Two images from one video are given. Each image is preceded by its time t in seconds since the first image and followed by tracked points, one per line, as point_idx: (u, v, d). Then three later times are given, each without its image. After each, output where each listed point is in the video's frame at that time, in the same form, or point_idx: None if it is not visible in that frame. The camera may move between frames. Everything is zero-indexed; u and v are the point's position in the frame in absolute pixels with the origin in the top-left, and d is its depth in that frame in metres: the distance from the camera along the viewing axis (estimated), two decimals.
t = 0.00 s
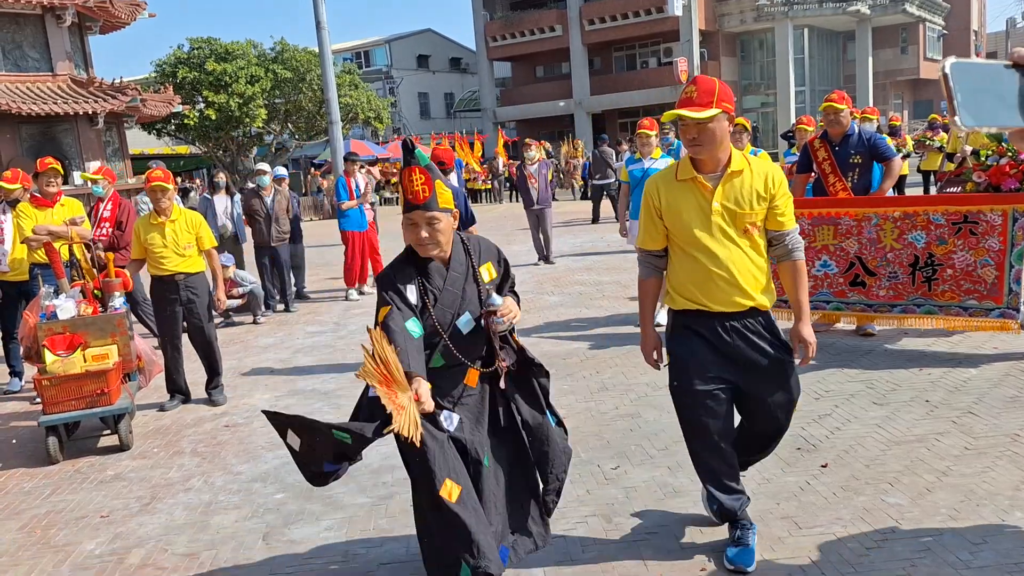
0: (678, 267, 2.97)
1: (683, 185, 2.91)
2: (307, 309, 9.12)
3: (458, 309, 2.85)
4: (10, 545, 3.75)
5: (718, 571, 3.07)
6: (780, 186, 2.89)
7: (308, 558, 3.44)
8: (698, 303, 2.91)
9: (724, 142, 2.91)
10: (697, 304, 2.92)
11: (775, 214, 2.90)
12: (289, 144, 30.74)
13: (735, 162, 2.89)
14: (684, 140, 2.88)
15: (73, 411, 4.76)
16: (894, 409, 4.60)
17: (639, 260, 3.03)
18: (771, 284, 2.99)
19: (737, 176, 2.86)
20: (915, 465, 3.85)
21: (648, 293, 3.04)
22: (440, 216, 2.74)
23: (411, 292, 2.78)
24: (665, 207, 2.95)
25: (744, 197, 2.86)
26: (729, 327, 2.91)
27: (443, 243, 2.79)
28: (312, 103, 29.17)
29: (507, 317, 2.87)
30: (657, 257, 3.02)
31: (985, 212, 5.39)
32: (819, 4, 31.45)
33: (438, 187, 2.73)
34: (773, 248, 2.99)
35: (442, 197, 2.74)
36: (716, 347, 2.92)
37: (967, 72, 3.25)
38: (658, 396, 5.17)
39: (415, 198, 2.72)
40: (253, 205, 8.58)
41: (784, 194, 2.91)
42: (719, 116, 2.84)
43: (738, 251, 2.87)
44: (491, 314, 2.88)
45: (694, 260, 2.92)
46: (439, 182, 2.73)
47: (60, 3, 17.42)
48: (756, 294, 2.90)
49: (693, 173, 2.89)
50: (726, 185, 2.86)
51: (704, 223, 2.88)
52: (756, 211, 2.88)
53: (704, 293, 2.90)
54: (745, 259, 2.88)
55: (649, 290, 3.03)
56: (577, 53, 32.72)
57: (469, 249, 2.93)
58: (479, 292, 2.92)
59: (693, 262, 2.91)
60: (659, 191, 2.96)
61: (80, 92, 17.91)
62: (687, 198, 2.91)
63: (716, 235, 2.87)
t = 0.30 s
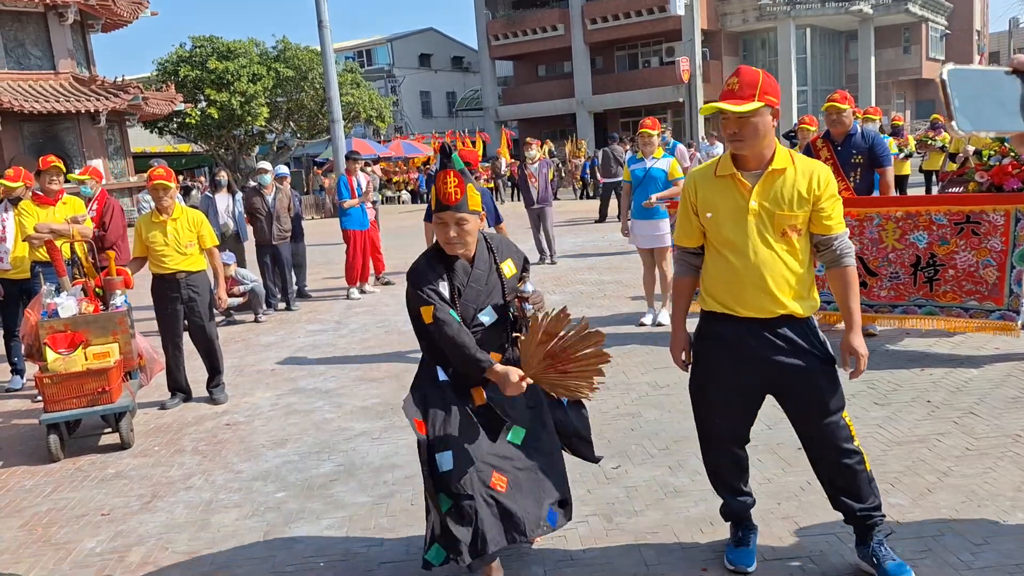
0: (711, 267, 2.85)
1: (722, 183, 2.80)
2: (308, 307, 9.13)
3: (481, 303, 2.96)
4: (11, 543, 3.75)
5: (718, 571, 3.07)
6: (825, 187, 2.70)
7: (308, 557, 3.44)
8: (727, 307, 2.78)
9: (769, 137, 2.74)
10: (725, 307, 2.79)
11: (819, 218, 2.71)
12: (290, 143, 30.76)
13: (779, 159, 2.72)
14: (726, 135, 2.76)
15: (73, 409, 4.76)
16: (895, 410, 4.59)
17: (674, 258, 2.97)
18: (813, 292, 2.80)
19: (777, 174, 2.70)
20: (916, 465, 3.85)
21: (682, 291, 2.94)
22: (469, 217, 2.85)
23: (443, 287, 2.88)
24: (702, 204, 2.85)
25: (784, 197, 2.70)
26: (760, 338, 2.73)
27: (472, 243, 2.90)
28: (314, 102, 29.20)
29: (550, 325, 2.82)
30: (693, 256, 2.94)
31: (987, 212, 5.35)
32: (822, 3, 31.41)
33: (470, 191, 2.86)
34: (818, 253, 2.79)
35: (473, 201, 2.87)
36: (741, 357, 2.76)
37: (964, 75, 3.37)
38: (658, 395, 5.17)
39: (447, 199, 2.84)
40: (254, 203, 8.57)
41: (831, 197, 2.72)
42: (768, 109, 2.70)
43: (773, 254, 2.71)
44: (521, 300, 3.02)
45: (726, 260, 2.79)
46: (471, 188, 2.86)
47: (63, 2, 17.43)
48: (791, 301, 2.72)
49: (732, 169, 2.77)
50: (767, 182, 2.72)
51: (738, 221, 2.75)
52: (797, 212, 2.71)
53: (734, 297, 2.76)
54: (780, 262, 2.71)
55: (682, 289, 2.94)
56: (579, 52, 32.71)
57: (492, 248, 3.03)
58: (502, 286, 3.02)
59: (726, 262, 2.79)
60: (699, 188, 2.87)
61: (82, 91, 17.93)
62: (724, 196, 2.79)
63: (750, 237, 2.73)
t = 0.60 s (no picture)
0: (773, 268, 2.82)
1: (788, 181, 2.73)
2: (309, 306, 9.13)
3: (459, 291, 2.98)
4: (12, 541, 3.75)
5: (718, 570, 3.06)
6: (900, 189, 2.57)
7: (308, 555, 3.44)
8: (788, 312, 2.73)
9: (841, 134, 2.65)
10: (785, 311, 2.75)
11: (891, 221, 2.60)
12: (292, 141, 30.77)
13: (850, 157, 2.62)
14: (794, 131, 2.70)
15: (74, 407, 4.76)
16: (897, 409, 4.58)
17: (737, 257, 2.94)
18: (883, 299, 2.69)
19: (846, 174, 2.60)
20: (917, 465, 3.84)
21: (742, 291, 2.95)
22: (430, 205, 2.86)
23: (413, 274, 2.96)
24: (766, 204, 2.79)
25: (853, 198, 2.60)
26: (828, 348, 2.66)
27: (438, 229, 2.92)
28: (315, 100, 29.21)
29: (438, 327, 2.72)
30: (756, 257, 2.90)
31: (990, 211, 5.33)
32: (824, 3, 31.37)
33: (427, 178, 2.84)
34: (891, 259, 2.67)
35: (431, 187, 2.85)
36: (803, 363, 2.70)
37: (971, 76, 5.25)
38: (660, 394, 5.17)
39: (407, 187, 2.86)
40: (255, 201, 8.54)
41: (907, 199, 2.59)
42: (837, 104, 2.62)
43: (838, 258, 2.63)
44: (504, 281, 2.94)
45: (789, 263, 2.73)
46: (427, 174, 2.84)
47: None
48: (858, 307, 2.64)
49: (799, 167, 2.70)
50: (836, 182, 2.63)
51: (803, 223, 2.69)
52: (868, 215, 2.61)
53: (794, 300, 2.71)
54: (847, 268, 2.63)
55: (743, 290, 2.94)
56: (581, 50, 32.67)
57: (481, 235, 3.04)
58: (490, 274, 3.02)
59: (789, 265, 2.73)
60: (764, 187, 2.82)
61: (84, 88, 17.90)
62: (789, 196, 2.72)
63: (814, 238, 2.66)
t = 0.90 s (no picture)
0: (814, 265, 2.63)
1: (833, 174, 2.53)
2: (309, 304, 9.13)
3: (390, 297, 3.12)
4: (13, 539, 3.75)
5: (719, 570, 3.06)
6: (953, 186, 2.37)
7: (309, 553, 3.44)
8: (827, 310, 2.55)
9: (892, 124, 2.45)
10: (826, 310, 2.56)
11: (941, 221, 2.39)
12: (293, 139, 30.78)
13: (901, 151, 2.41)
14: (840, 122, 2.51)
15: (76, 405, 4.75)
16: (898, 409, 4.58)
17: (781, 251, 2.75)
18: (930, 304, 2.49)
19: (895, 169, 2.41)
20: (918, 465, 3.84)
21: (785, 287, 2.75)
22: (364, 205, 2.98)
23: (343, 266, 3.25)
24: (809, 197, 2.59)
25: (902, 194, 2.40)
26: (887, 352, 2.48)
27: (374, 230, 3.04)
28: (316, 98, 29.24)
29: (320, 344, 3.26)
30: (800, 251, 2.70)
31: (991, 211, 5.33)
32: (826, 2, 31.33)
33: (360, 179, 2.96)
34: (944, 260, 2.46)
35: (364, 187, 2.96)
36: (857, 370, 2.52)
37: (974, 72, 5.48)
38: (661, 393, 5.16)
39: (343, 189, 2.97)
40: (256, 199, 8.53)
41: (961, 197, 2.38)
42: (890, 94, 2.42)
43: (882, 258, 2.44)
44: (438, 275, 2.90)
45: (830, 259, 2.55)
46: (360, 175, 2.95)
47: None
48: (902, 310, 2.44)
49: (845, 160, 2.50)
50: (882, 176, 2.43)
51: (847, 218, 2.49)
52: (917, 213, 2.40)
53: (836, 299, 2.52)
54: (892, 268, 2.44)
55: (787, 284, 2.75)
56: (583, 49, 32.65)
57: (413, 246, 3.11)
58: (416, 285, 3.09)
59: (830, 262, 2.54)
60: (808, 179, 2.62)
61: (86, 86, 17.90)
62: (834, 189, 2.52)
63: (856, 234, 2.47)
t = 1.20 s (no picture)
0: (834, 276, 2.59)
1: (848, 181, 2.48)
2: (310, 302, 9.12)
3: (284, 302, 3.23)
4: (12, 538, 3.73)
5: (721, 570, 3.04)
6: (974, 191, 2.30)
7: (308, 552, 3.43)
8: (848, 323, 2.51)
9: (906, 128, 2.40)
10: (848, 323, 2.51)
11: (963, 228, 2.32)
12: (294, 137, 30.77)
13: (919, 155, 2.35)
14: (853, 124, 2.46)
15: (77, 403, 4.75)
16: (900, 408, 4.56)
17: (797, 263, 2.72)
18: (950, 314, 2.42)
19: (912, 174, 2.34)
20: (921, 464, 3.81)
21: (801, 299, 2.73)
22: (267, 207, 3.12)
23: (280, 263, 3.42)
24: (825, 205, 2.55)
25: (920, 199, 2.34)
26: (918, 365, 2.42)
27: (281, 231, 3.14)
28: (317, 96, 29.24)
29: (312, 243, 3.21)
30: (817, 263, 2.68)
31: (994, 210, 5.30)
32: None
33: (265, 183, 3.11)
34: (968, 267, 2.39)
35: (268, 191, 3.11)
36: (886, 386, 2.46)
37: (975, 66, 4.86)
38: (663, 393, 5.15)
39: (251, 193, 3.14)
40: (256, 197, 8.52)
41: (983, 202, 2.30)
42: (901, 95, 2.37)
43: (903, 267, 2.38)
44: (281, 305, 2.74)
45: (848, 270, 2.50)
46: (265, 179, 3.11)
47: None
48: (924, 322, 2.38)
49: (861, 166, 2.45)
50: (898, 182, 2.37)
51: (865, 227, 2.43)
52: (936, 219, 2.34)
53: (857, 313, 2.47)
54: (914, 278, 2.38)
55: (802, 298, 2.72)
56: (584, 47, 32.62)
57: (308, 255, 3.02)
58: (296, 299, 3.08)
59: (848, 273, 2.50)
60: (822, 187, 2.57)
61: (86, 84, 17.88)
62: (850, 197, 2.47)
63: (873, 243, 2.42)
